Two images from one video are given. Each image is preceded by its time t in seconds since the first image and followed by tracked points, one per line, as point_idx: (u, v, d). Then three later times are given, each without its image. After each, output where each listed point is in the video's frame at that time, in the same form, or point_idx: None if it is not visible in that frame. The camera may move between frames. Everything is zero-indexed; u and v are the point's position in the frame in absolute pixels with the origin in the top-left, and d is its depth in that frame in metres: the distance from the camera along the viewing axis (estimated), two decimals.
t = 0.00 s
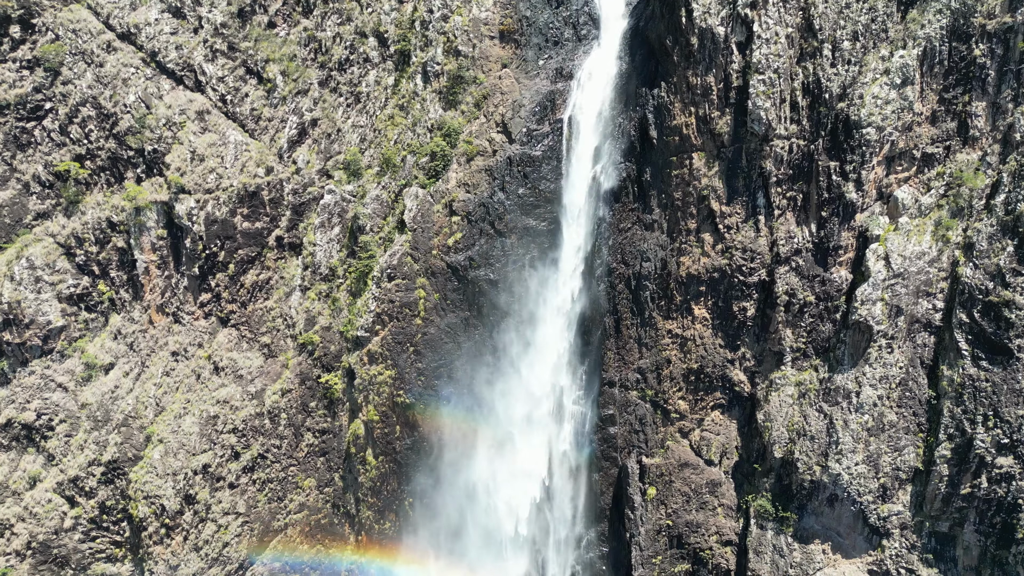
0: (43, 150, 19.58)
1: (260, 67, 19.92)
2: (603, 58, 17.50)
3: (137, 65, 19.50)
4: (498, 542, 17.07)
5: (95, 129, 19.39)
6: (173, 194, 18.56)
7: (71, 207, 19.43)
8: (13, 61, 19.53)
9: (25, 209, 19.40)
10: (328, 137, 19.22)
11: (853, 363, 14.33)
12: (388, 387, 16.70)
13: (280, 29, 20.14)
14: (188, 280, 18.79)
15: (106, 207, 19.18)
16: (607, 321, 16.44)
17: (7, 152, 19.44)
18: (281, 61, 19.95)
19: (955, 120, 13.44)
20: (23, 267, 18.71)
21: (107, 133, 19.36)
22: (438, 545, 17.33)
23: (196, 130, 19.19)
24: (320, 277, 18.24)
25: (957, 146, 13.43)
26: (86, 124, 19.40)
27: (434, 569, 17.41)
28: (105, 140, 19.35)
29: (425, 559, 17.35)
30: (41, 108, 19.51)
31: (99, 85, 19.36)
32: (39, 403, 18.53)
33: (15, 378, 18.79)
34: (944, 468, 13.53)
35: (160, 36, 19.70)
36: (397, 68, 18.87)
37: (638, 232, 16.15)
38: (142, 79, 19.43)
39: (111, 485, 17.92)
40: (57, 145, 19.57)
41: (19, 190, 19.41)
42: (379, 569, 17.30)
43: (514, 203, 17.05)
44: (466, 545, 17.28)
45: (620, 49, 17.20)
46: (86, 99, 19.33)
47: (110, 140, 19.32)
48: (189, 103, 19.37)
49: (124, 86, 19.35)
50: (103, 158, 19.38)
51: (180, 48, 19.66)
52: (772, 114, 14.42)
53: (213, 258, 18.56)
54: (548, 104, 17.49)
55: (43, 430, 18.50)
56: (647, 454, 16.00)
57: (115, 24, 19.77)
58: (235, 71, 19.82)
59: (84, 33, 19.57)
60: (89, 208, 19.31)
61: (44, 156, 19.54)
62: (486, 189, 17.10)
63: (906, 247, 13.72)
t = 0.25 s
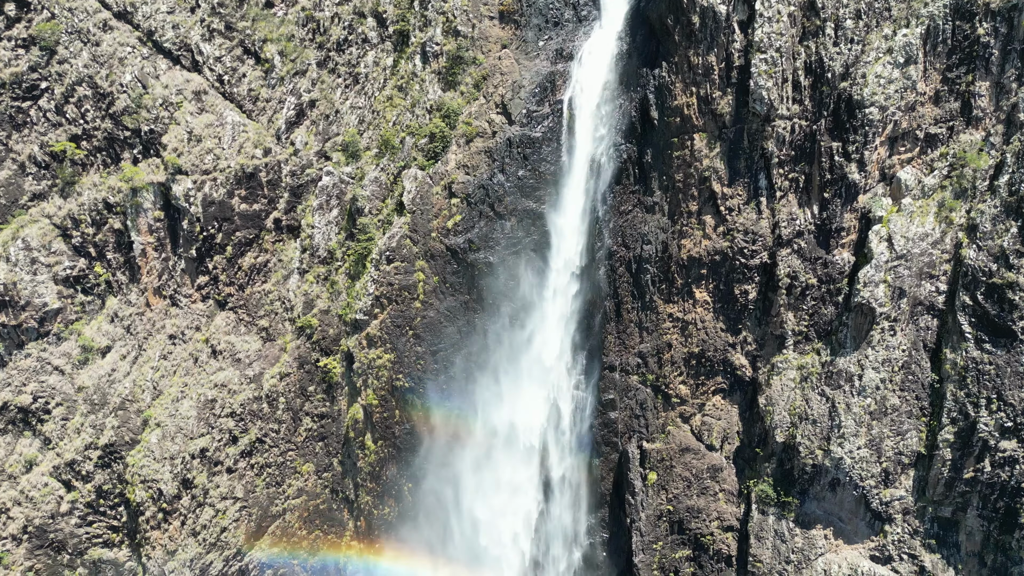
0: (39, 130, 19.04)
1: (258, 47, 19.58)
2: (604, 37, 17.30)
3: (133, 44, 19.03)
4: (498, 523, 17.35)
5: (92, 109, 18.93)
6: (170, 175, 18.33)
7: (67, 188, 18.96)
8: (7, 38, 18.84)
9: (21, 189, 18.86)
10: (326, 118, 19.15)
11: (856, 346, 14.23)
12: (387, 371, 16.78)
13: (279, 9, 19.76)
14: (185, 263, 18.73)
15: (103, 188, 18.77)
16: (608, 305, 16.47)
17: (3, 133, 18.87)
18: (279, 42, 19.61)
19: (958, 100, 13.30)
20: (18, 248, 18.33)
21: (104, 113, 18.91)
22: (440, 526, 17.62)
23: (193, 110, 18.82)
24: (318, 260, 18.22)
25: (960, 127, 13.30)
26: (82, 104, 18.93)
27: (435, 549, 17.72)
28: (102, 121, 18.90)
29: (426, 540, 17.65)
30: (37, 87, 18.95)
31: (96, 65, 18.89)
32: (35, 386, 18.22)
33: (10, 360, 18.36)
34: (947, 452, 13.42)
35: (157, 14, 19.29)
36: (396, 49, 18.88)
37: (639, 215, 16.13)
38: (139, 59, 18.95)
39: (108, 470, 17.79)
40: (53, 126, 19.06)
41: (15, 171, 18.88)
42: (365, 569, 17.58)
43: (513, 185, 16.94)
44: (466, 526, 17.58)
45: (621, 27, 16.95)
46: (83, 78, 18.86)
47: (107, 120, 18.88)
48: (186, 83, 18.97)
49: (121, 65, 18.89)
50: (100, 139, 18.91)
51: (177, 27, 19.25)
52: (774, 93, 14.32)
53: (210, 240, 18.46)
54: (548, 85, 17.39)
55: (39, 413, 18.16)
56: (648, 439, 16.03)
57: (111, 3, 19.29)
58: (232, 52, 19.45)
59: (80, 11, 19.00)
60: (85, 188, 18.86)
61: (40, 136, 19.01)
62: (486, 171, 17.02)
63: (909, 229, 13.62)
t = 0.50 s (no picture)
0: (35, 110, 18.87)
1: (255, 26, 19.64)
2: (606, 15, 16.96)
3: (130, 23, 18.92)
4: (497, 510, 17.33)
5: (88, 88, 18.82)
6: (167, 155, 18.20)
7: (63, 168, 18.88)
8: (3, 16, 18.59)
9: (17, 170, 18.73)
10: (325, 99, 18.99)
11: (859, 328, 14.14)
12: (386, 355, 16.67)
13: None
14: (183, 245, 18.55)
15: (99, 168, 18.73)
16: (609, 288, 16.34)
17: None
18: (276, 21, 19.61)
19: (962, 80, 13.20)
20: (14, 229, 18.34)
21: (100, 92, 18.78)
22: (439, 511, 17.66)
23: (190, 90, 18.80)
24: (316, 242, 17.98)
25: (963, 106, 13.19)
26: (78, 83, 18.83)
27: (433, 535, 17.77)
28: (98, 100, 18.77)
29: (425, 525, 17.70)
30: (32, 67, 18.75)
31: (92, 43, 18.74)
32: (32, 368, 18.22)
33: (7, 342, 18.42)
34: (950, 436, 13.40)
35: None
36: (395, 29, 18.60)
37: (640, 197, 16.00)
38: (135, 38, 18.86)
39: (105, 454, 17.77)
40: (49, 105, 18.90)
41: (10, 151, 18.70)
42: (355, 568, 17.55)
43: (514, 166, 16.90)
44: (464, 511, 17.61)
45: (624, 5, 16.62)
46: (79, 57, 18.72)
47: (103, 100, 18.75)
48: (182, 63, 19.01)
49: (117, 44, 18.78)
50: (96, 119, 18.81)
51: (173, 5, 19.27)
52: (776, 73, 14.22)
53: (208, 221, 18.32)
54: (548, 65, 17.24)
55: (36, 395, 18.20)
56: (649, 424, 15.92)
57: None
58: (230, 31, 19.55)
59: None
60: (81, 169, 18.79)
61: (36, 116, 18.85)
62: (486, 152, 16.95)
63: (912, 209, 13.49)
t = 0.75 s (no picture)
0: (31, 89, 19.08)
1: (252, 6, 19.44)
2: None
3: (126, 3, 18.87)
4: (497, 495, 17.31)
5: (84, 68, 18.90)
6: (164, 135, 18.28)
7: (60, 149, 19.18)
8: None
9: (12, 150, 19.06)
10: (323, 80, 18.89)
11: (861, 311, 14.03)
12: (385, 338, 16.64)
13: None
14: (180, 226, 18.63)
15: (95, 148, 18.93)
16: (609, 272, 16.25)
17: None
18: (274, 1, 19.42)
19: (965, 60, 12.99)
20: (10, 209, 18.66)
21: (96, 72, 18.87)
22: (438, 499, 17.56)
23: (187, 70, 18.78)
24: (315, 225, 18.01)
25: (967, 87, 13.01)
26: (74, 62, 18.89)
27: (431, 523, 17.65)
28: (94, 80, 18.88)
29: (423, 513, 17.54)
30: (28, 45, 18.92)
31: (87, 22, 18.77)
32: (27, 351, 18.63)
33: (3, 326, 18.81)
34: (953, 419, 13.24)
35: None
36: (393, 10, 18.59)
37: (641, 179, 15.92)
38: (132, 17, 18.82)
39: (102, 437, 18.16)
40: (44, 85, 19.08)
41: (6, 131, 19.02)
42: (336, 565, 17.46)
43: (513, 147, 16.72)
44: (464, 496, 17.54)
45: None
46: (74, 36, 18.75)
47: (99, 79, 18.84)
48: (179, 42, 18.87)
49: (114, 23, 18.76)
50: (92, 99, 18.96)
51: None
52: (779, 52, 14.13)
53: (206, 203, 18.32)
54: (548, 46, 17.15)
55: (32, 378, 18.62)
56: (649, 409, 15.83)
57: None
58: (227, 10, 19.36)
59: None
60: (77, 149, 19.06)
61: (31, 95, 19.06)
62: (485, 134, 16.84)
63: (915, 190, 13.41)
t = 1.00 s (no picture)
0: (27, 68, 19.43)
1: None
2: None
3: None
4: (497, 483, 17.31)
5: (80, 47, 19.17)
6: (160, 116, 18.31)
7: (55, 129, 19.43)
8: None
9: (8, 129, 19.38)
10: (321, 60, 18.73)
11: (864, 293, 13.92)
12: (385, 321, 16.61)
13: None
14: (177, 208, 18.54)
15: (91, 128, 19.12)
16: (610, 254, 16.09)
17: None
18: None
19: (968, 39, 12.95)
20: (6, 189, 18.96)
21: (92, 51, 19.13)
22: (437, 487, 17.56)
23: (184, 49, 18.84)
24: (313, 207, 17.77)
25: (970, 67, 12.96)
26: (70, 41, 19.18)
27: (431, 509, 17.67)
28: (90, 59, 19.13)
29: (423, 501, 17.57)
30: (24, 24, 19.32)
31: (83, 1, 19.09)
32: (24, 333, 18.93)
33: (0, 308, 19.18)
34: (956, 402, 13.20)
35: None
36: None
37: (642, 160, 15.81)
38: None
39: (99, 420, 18.26)
40: (40, 64, 19.43)
41: (2, 110, 19.37)
42: (325, 562, 17.49)
43: (513, 129, 16.72)
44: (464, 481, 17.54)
45: None
46: (70, 15, 19.10)
47: (95, 58, 19.10)
48: (176, 21, 18.96)
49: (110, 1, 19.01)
50: (88, 78, 19.21)
51: None
52: (781, 31, 14.04)
53: (203, 183, 18.29)
54: (548, 26, 16.98)
55: (27, 360, 18.88)
56: (650, 394, 15.76)
57: None
58: None
59: None
60: (73, 129, 19.28)
61: (27, 75, 19.42)
62: (485, 115, 16.81)
63: (918, 171, 13.26)
